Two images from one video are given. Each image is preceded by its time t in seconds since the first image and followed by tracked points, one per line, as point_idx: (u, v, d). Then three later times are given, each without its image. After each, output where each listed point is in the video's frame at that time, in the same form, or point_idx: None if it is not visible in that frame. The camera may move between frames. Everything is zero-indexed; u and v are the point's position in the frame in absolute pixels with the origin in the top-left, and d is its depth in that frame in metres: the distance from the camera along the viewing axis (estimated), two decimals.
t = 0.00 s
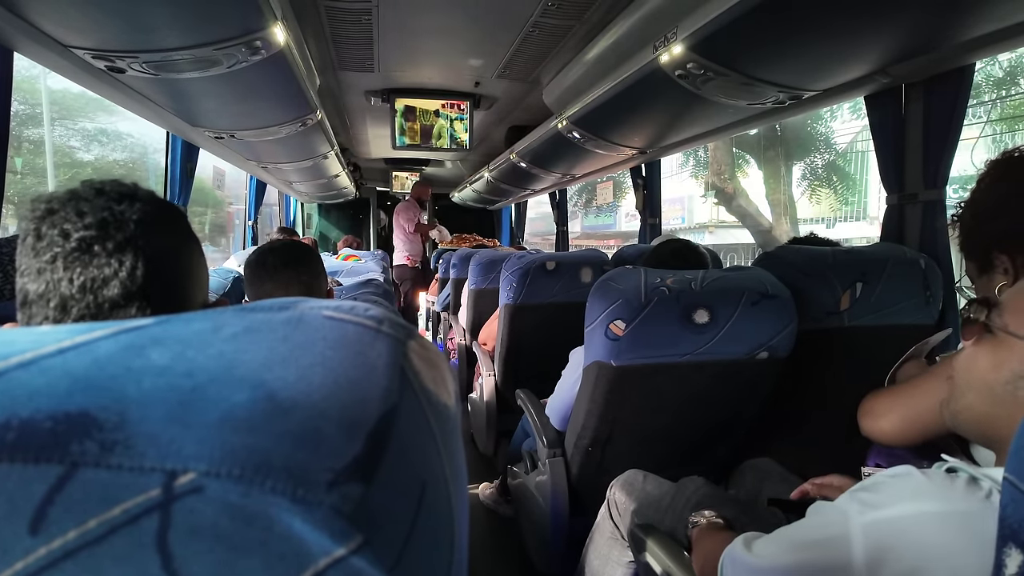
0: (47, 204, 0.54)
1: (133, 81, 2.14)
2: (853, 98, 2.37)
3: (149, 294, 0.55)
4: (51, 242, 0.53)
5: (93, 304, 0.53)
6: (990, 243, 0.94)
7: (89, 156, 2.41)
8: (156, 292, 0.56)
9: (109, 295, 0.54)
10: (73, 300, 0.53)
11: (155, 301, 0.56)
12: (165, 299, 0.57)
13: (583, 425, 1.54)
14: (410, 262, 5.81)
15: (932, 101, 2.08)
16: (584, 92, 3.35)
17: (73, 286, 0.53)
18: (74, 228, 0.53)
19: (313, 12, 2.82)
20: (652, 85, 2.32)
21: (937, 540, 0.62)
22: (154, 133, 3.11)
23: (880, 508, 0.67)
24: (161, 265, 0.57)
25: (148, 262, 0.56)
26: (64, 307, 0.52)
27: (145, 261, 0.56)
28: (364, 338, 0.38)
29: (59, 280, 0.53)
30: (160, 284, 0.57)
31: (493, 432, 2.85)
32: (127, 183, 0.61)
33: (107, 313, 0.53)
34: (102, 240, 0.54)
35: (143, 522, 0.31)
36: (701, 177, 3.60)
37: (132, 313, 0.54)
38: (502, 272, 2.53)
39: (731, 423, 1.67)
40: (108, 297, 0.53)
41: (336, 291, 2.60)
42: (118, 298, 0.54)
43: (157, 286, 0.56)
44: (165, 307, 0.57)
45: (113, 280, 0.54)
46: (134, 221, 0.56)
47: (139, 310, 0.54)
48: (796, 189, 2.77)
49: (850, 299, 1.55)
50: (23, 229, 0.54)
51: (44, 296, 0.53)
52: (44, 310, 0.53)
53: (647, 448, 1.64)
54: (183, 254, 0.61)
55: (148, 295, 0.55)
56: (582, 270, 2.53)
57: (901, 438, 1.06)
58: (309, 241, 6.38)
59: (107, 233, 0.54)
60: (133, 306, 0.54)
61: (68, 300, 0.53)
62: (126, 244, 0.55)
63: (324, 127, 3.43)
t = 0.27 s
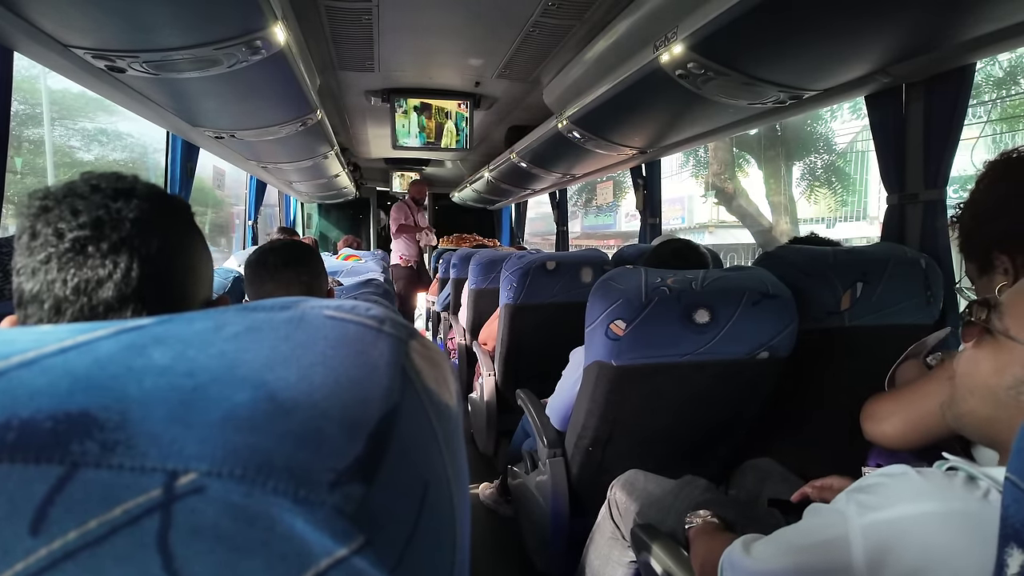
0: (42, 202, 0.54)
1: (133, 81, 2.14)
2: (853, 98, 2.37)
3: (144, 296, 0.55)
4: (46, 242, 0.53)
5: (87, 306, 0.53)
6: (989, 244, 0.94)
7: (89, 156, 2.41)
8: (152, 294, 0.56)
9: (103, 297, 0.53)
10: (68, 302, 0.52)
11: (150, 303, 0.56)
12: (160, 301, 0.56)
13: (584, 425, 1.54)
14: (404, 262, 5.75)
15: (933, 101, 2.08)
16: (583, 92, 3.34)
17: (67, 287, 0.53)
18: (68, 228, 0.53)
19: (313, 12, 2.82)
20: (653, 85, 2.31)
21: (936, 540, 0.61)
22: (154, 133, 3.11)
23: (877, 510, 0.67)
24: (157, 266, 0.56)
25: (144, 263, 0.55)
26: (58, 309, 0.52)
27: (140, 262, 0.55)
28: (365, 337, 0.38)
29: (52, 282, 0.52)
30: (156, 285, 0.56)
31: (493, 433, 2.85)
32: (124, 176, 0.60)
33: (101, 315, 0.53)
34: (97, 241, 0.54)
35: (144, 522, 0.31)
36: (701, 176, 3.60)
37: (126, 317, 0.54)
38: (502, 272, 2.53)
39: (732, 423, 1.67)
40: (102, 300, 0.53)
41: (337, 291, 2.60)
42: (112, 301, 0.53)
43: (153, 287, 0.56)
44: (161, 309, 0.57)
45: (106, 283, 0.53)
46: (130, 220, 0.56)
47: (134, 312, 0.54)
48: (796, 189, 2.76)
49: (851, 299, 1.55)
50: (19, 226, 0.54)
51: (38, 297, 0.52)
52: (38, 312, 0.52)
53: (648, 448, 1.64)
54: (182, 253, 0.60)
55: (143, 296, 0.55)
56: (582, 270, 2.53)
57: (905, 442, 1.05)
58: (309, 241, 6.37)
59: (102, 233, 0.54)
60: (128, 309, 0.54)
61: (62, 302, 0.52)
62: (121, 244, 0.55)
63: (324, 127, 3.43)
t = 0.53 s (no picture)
0: (46, 199, 0.54)
1: (134, 80, 2.14)
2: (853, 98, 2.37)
3: (144, 299, 0.55)
4: (47, 242, 0.53)
5: (87, 308, 0.53)
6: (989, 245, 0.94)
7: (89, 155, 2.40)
8: (152, 296, 0.56)
9: (103, 300, 0.53)
10: (68, 303, 0.53)
11: (151, 305, 0.55)
12: (161, 303, 0.56)
13: (584, 425, 1.54)
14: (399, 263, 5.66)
15: (933, 101, 2.08)
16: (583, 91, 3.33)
17: (67, 289, 0.53)
18: (69, 229, 0.53)
19: (313, 12, 2.82)
20: (653, 84, 2.31)
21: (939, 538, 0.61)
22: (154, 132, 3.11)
23: (879, 507, 0.67)
24: (158, 268, 0.56)
25: (144, 265, 0.55)
26: (58, 310, 0.52)
27: (141, 264, 0.55)
28: (368, 336, 0.38)
29: (52, 283, 0.53)
30: (156, 286, 0.56)
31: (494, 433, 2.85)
32: (129, 171, 0.60)
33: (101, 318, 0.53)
34: (97, 241, 0.54)
35: (148, 522, 0.31)
36: (702, 176, 3.60)
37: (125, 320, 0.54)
38: (503, 272, 2.53)
39: (733, 423, 1.67)
40: (102, 303, 0.53)
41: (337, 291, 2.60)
42: (111, 304, 0.53)
43: (153, 290, 0.56)
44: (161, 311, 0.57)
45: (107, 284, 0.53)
46: (132, 219, 0.55)
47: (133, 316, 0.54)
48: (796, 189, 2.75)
49: (852, 299, 1.55)
50: (23, 223, 0.54)
51: (38, 297, 0.53)
52: (39, 312, 0.53)
53: (648, 448, 1.64)
54: (185, 252, 0.60)
55: (144, 299, 0.55)
56: (583, 270, 2.53)
57: (911, 444, 1.05)
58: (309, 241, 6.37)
59: (103, 233, 0.54)
60: (127, 312, 0.54)
61: (62, 303, 0.52)
62: (122, 245, 0.54)
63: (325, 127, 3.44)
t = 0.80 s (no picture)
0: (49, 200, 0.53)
1: (133, 81, 2.14)
2: (852, 98, 2.37)
3: (151, 301, 0.55)
4: (52, 243, 0.53)
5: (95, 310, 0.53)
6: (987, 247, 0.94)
7: (88, 155, 2.40)
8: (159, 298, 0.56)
9: (111, 302, 0.53)
10: (75, 305, 0.52)
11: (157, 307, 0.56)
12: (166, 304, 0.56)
13: (583, 425, 1.54)
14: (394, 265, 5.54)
15: (932, 101, 2.08)
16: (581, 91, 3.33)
17: (74, 291, 0.52)
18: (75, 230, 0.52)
19: (312, 12, 2.82)
20: (652, 84, 2.31)
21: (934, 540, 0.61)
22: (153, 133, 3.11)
23: (875, 511, 0.67)
24: (163, 269, 0.56)
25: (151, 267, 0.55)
26: (66, 312, 0.52)
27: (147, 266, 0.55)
28: (365, 337, 0.38)
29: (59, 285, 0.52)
30: (162, 288, 0.56)
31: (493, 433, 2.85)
32: (129, 171, 0.59)
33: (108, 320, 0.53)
34: (104, 243, 0.54)
35: (144, 522, 0.31)
36: (702, 176, 3.60)
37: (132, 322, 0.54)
38: (502, 272, 2.53)
39: (732, 423, 1.67)
40: (110, 305, 0.53)
41: (336, 291, 2.60)
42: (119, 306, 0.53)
43: (159, 291, 0.56)
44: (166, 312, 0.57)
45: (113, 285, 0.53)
46: (137, 221, 0.55)
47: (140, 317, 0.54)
48: (797, 189, 2.77)
49: (850, 299, 1.55)
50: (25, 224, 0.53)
51: (44, 300, 0.52)
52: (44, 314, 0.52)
53: (647, 448, 1.64)
54: (188, 254, 0.60)
55: (150, 301, 0.55)
56: (582, 270, 2.53)
57: (909, 445, 1.05)
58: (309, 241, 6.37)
59: (110, 235, 0.54)
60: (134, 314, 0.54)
61: (69, 305, 0.52)
62: (129, 247, 0.54)
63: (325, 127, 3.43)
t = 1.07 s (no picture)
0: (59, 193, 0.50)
1: (134, 80, 2.14)
2: (852, 98, 2.37)
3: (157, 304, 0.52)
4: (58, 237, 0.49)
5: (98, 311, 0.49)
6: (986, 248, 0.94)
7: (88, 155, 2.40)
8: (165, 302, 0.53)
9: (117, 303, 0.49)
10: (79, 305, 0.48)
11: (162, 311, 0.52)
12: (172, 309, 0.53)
13: (583, 425, 1.54)
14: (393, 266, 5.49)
15: (932, 101, 2.08)
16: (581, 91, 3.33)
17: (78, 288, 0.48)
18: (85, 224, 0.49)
19: (312, 12, 2.82)
20: (652, 84, 2.31)
21: (933, 541, 0.61)
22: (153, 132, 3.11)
23: (875, 510, 0.67)
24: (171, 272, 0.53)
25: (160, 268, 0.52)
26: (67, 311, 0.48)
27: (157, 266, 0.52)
28: (365, 338, 0.38)
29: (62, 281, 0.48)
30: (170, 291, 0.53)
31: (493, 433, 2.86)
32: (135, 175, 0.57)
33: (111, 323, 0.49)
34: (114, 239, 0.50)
35: (144, 522, 0.31)
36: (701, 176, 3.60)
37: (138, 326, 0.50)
38: (502, 272, 2.53)
39: (732, 423, 1.67)
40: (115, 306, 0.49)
41: (336, 291, 2.60)
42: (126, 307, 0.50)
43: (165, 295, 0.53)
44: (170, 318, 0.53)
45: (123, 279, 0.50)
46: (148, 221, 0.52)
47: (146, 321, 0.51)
48: (797, 189, 2.78)
49: (850, 299, 1.55)
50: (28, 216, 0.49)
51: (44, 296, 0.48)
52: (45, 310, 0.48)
53: (647, 448, 1.64)
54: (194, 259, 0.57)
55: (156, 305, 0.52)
56: (582, 270, 2.54)
57: (909, 445, 1.05)
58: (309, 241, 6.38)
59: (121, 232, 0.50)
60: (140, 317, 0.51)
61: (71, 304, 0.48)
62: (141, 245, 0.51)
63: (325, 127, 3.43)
